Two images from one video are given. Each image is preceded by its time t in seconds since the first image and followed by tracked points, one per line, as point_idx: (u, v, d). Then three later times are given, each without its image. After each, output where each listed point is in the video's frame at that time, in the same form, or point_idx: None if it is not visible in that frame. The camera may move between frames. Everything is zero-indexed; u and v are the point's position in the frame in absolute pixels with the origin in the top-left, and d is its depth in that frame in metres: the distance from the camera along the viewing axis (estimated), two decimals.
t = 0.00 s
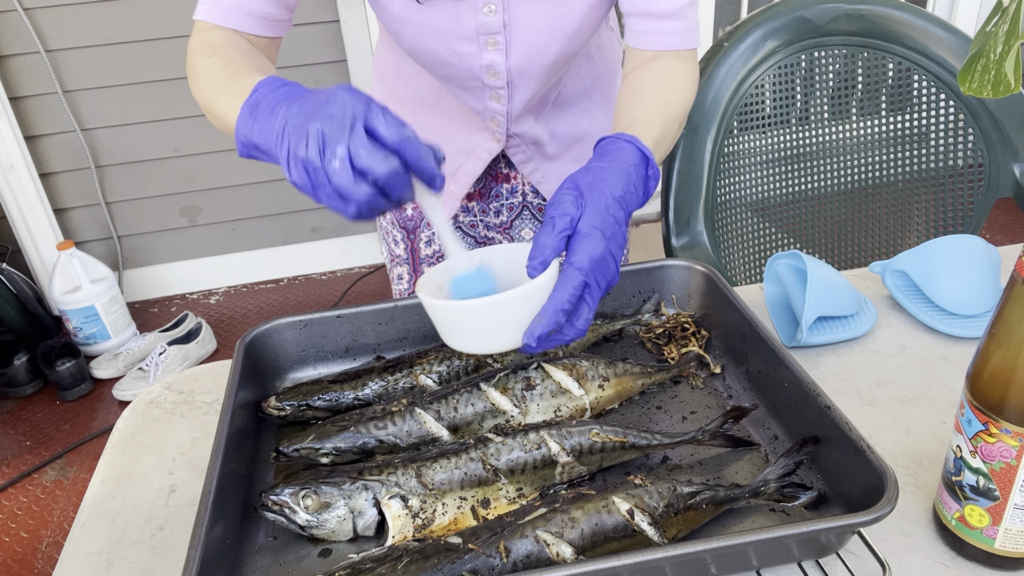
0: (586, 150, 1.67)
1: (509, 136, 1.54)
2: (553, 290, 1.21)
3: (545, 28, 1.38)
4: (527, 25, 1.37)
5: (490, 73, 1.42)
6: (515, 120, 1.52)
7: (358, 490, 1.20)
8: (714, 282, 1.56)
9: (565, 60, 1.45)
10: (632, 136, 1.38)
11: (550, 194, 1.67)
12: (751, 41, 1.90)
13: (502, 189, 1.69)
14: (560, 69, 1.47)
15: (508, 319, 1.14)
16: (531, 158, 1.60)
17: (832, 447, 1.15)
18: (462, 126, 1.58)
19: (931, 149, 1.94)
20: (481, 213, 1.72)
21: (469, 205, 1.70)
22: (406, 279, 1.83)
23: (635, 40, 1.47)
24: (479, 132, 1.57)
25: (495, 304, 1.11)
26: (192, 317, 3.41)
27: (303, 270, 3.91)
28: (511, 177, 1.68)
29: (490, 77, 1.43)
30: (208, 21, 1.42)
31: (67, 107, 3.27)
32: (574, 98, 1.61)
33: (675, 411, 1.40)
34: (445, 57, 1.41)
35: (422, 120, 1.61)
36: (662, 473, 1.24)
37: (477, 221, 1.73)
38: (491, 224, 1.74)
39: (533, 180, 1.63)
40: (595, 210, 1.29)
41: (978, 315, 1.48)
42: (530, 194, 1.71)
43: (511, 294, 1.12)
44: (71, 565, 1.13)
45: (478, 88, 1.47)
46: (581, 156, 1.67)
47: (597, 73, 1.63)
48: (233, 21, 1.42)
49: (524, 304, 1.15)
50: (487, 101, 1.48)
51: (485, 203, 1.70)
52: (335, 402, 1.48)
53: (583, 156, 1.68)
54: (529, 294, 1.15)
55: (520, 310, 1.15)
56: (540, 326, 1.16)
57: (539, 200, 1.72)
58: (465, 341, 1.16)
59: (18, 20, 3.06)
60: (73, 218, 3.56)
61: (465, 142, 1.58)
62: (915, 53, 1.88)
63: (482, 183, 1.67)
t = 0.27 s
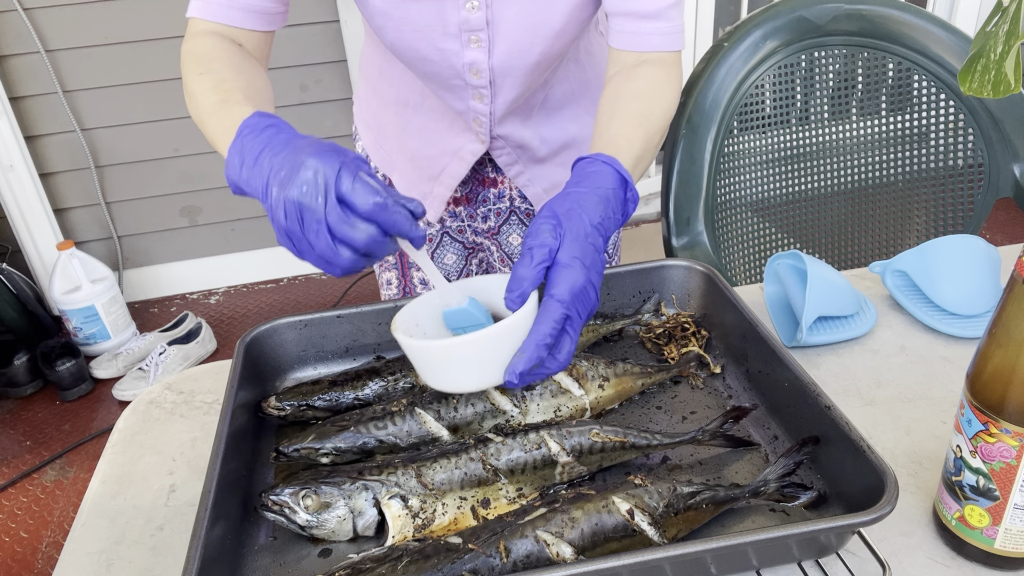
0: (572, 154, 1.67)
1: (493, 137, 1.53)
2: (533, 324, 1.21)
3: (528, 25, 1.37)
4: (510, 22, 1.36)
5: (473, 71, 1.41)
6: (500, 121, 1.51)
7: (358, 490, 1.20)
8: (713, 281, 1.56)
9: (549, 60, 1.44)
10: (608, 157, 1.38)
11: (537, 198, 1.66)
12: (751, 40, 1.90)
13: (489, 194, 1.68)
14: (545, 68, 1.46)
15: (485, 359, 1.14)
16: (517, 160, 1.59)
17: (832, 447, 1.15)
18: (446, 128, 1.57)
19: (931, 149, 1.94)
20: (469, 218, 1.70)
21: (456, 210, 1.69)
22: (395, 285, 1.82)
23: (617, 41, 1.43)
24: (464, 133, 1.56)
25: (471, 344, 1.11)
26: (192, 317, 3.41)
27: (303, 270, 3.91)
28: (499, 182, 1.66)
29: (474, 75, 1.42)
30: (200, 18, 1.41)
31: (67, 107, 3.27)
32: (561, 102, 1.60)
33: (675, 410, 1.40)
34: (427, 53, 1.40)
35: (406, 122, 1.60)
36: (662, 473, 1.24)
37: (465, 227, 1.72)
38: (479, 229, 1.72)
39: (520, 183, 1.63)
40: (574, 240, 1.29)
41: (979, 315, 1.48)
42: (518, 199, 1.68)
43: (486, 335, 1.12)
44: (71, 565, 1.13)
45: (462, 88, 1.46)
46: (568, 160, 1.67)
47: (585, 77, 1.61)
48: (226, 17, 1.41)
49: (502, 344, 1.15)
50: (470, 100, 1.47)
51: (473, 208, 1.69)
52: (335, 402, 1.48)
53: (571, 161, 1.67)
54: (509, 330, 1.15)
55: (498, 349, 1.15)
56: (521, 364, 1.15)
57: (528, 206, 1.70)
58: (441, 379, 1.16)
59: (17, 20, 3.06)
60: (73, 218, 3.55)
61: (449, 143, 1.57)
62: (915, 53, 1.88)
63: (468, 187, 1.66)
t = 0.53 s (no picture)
0: (554, 161, 1.66)
1: (473, 143, 1.52)
2: (555, 344, 1.20)
3: (509, 28, 1.35)
4: (490, 24, 1.35)
5: (453, 75, 1.40)
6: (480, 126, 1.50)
7: (358, 490, 1.20)
8: (712, 280, 1.56)
9: (531, 64, 1.42)
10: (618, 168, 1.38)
11: (519, 206, 1.65)
12: (751, 40, 1.90)
13: (470, 202, 1.67)
14: (527, 72, 1.44)
15: (507, 382, 1.14)
16: (498, 167, 1.58)
17: (832, 446, 1.15)
18: (425, 134, 1.57)
19: (931, 149, 1.94)
20: (450, 226, 1.70)
21: (437, 218, 1.68)
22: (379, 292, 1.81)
23: (605, 47, 1.43)
24: (445, 139, 1.55)
25: (495, 368, 1.11)
26: (192, 317, 3.41)
27: (303, 270, 3.91)
28: (480, 191, 1.66)
29: (454, 78, 1.41)
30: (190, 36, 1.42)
31: (67, 107, 3.27)
32: (543, 108, 1.58)
33: (675, 410, 1.40)
34: (405, 57, 1.39)
35: (387, 128, 1.59)
36: (662, 473, 1.24)
37: (447, 235, 1.71)
38: (462, 238, 1.71)
39: (501, 191, 1.62)
40: (590, 257, 1.27)
41: (979, 315, 1.48)
42: (500, 207, 1.68)
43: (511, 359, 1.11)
44: (71, 565, 1.14)
45: (443, 92, 1.45)
46: (550, 169, 1.65)
47: (568, 83, 1.60)
48: (213, 35, 1.41)
49: (527, 366, 1.15)
50: (451, 105, 1.46)
51: (455, 216, 1.68)
52: (335, 402, 1.48)
53: (552, 168, 1.66)
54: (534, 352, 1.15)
55: (523, 370, 1.15)
56: (544, 386, 1.17)
57: (510, 214, 1.69)
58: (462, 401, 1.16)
59: (17, 20, 3.06)
60: (73, 218, 3.55)
61: (430, 150, 1.56)
62: (915, 53, 1.88)
63: (450, 196, 1.65)
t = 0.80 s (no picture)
0: (553, 162, 1.62)
1: (475, 147, 1.50)
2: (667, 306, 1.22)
3: (512, 32, 1.34)
4: (494, 30, 1.33)
5: (457, 80, 1.38)
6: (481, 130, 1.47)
7: (358, 490, 1.20)
8: (714, 282, 1.53)
9: (532, 66, 1.41)
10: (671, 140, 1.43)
11: (518, 210, 1.63)
12: (751, 40, 1.90)
13: (469, 207, 1.65)
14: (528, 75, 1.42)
15: (638, 342, 1.14)
16: (497, 170, 1.57)
17: (832, 446, 1.15)
18: (419, 139, 1.53)
19: (931, 149, 1.94)
20: (449, 231, 1.68)
21: (435, 223, 1.66)
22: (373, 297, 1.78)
23: (623, 49, 1.46)
24: (445, 143, 1.51)
25: (626, 327, 1.10)
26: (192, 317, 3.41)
27: (303, 270, 3.91)
28: (480, 196, 1.63)
29: (457, 83, 1.38)
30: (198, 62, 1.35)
31: (67, 107, 3.27)
32: (540, 107, 1.57)
33: (675, 410, 1.40)
34: (407, 65, 1.36)
35: (381, 133, 1.55)
36: (662, 473, 1.24)
37: (446, 240, 1.70)
38: (460, 242, 1.71)
39: (501, 195, 1.60)
40: (681, 223, 1.31)
41: (979, 315, 1.48)
42: (499, 212, 1.66)
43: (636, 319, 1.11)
44: (71, 565, 1.13)
45: (444, 98, 1.42)
46: (549, 170, 1.62)
47: (564, 83, 1.59)
48: (223, 58, 1.34)
49: (651, 326, 1.15)
50: (453, 109, 1.43)
51: (453, 221, 1.67)
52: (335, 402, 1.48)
53: (552, 169, 1.63)
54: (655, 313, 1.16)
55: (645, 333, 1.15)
56: (670, 343, 1.19)
57: (510, 218, 1.67)
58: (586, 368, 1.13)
59: (17, 20, 3.06)
60: (73, 217, 3.55)
61: (428, 155, 1.52)
62: (915, 53, 1.88)
63: (449, 201, 1.64)
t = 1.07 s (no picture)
0: (513, 181, 1.65)
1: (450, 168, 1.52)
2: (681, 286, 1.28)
3: (510, 53, 1.35)
4: (491, 50, 1.33)
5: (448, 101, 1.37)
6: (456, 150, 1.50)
7: (358, 490, 1.20)
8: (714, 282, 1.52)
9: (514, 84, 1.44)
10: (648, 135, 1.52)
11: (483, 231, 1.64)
12: (752, 40, 1.90)
13: (431, 234, 1.64)
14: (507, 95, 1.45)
15: (663, 325, 1.18)
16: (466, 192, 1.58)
17: (832, 446, 1.15)
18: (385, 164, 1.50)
19: (931, 149, 1.94)
20: (408, 261, 1.66)
21: (395, 254, 1.64)
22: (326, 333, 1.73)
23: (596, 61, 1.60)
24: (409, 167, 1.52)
25: (646, 314, 1.14)
26: (192, 317, 3.41)
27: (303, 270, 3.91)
28: (441, 221, 1.63)
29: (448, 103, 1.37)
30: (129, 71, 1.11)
31: (67, 107, 3.27)
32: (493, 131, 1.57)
33: (676, 411, 1.40)
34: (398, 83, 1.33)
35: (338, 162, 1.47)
36: (662, 473, 1.24)
37: (406, 269, 1.68)
38: (422, 270, 1.69)
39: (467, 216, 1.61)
40: (683, 208, 1.38)
41: (979, 315, 1.48)
42: (463, 237, 1.67)
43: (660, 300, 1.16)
44: (71, 566, 1.14)
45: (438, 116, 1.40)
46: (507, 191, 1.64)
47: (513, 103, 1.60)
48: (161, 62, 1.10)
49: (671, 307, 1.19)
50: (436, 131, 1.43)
51: (414, 249, 1.65)
52: (335, 402, 1.47)
53: (509, 189, 1.65)
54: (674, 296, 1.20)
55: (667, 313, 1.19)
56: (690, 323, 1.24)
57: (475, 242, 1.68)
58: (617, 359, 1.17)
59: (17, 20, 3.06)
60: (73, 217, 3.55)
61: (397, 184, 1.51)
62: (916, 53, 1.88)
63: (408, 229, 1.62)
